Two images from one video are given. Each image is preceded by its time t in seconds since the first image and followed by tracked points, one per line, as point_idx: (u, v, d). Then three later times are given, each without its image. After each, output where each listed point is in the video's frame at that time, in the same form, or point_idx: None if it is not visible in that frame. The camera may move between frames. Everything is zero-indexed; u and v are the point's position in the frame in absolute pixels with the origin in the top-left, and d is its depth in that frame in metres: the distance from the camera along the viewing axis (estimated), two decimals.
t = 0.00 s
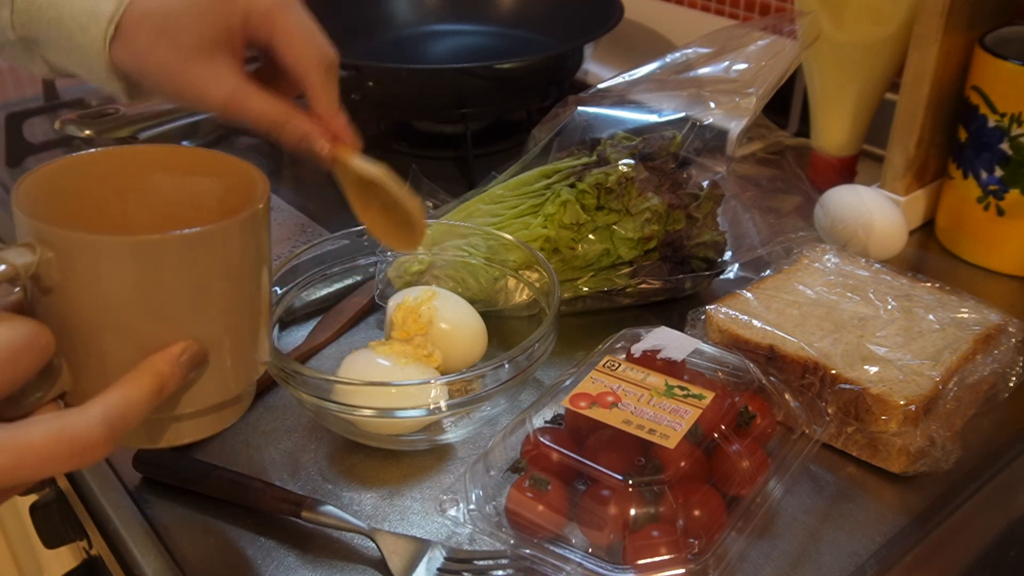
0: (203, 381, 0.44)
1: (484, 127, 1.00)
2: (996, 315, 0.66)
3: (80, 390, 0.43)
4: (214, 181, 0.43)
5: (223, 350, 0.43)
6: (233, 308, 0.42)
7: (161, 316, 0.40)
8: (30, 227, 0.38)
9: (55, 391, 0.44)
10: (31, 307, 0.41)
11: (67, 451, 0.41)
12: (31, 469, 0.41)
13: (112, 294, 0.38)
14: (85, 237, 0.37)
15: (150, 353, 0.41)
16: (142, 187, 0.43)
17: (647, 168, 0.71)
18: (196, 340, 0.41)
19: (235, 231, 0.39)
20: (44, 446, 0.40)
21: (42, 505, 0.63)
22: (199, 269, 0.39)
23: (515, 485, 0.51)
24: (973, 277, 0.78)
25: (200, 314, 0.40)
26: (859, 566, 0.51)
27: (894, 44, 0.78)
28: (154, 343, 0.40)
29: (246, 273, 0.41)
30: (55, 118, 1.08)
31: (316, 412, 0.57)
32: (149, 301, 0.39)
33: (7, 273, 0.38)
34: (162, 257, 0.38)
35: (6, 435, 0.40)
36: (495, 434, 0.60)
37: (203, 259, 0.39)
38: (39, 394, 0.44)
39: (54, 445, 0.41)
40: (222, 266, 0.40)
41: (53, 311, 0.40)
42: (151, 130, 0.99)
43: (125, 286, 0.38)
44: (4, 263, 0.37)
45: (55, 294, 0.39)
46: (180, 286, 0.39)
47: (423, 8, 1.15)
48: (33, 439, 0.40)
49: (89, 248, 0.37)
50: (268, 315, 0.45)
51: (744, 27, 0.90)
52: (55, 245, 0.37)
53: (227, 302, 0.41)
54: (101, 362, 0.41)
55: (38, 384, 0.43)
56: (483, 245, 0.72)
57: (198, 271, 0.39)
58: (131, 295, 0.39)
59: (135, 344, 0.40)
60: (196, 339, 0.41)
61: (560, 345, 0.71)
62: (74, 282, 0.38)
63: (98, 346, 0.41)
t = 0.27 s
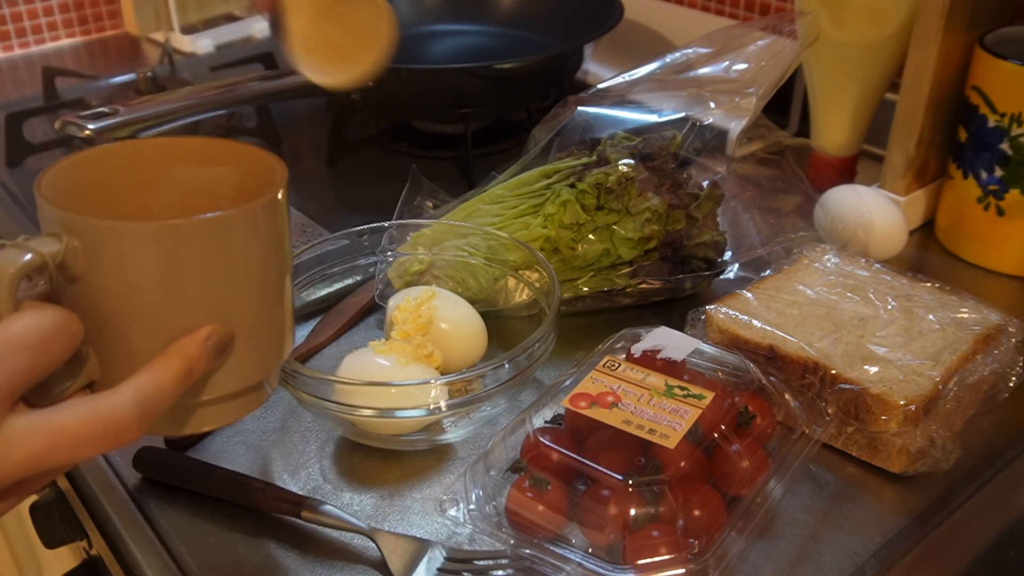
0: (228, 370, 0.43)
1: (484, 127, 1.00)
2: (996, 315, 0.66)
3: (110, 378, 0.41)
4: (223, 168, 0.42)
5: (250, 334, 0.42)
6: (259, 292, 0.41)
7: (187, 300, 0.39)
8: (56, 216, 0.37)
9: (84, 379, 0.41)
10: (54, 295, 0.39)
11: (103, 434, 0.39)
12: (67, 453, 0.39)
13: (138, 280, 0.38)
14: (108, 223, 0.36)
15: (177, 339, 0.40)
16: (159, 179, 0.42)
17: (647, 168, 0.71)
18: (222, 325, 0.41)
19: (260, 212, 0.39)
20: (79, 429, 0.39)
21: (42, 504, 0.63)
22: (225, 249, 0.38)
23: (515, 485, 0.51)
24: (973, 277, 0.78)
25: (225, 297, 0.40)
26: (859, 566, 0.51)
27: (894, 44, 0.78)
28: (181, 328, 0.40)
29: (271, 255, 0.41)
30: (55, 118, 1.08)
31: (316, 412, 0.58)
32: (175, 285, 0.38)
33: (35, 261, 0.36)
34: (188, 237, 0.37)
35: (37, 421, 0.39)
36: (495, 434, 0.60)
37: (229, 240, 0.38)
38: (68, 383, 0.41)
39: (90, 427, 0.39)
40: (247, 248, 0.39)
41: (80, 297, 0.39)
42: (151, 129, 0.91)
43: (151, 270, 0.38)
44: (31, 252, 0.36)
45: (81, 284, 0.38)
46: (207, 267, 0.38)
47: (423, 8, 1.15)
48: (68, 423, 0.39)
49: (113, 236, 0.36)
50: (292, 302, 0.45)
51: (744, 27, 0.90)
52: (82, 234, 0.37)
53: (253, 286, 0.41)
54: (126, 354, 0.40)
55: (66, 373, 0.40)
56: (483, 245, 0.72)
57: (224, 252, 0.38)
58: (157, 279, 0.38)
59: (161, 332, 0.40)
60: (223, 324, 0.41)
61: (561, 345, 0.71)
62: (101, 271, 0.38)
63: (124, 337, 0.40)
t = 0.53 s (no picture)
0: (228, 330, 0.42)
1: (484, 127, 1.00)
2: (996, 315, 0.66)
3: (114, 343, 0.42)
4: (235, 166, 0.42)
5: (249, 292, 0.42)
6: (256, 248, 0.41)
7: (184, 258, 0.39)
8: (52, 180, 0.37)
9: (87, 340, 0.41)
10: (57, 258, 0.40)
11: (104, 386, 0.40)
12: (72, 407, 0.40)
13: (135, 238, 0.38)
14: (103, 183, 0.36)
15: (175, 297, 0.40)
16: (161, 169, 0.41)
17: (647, 168, 0.71)
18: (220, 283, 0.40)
19: (254, 166, 0.39)
20: (81, 384, 0.40)
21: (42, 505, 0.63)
22: (220, 204, 0.38)
23: (515, 485, 0.51)
24: (973, 277, 0.78)
25: (223, 254, 0.40)
26: (859, 566, 0.51)
27: (895, 45, 0.78)
28: (179, 286, 0.39)
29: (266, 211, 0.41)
30: (55, 118, 1.08)
31: (316, 412, 0.58)
32: (172, 243, 0.38)
33: (33, 224, 0.36)
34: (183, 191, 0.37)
35: (39, 378, 0.40)
36: (495, 434, 0.60)
37: (222, 195, 0.38)
38: (72, 346, 0.41)
39: (90, 380, 0.40)
40: (242, 201, 0.39)
41: (77, 261, 0.39)
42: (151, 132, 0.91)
43: (148, 228, 0.37)
44: (29, 215, 0.36)
45: (79, 246, 0.38)
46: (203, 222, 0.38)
47: (423, 8, 1.15)
48: (69, 378, 0.40)
49: (108, 195, 0.36)
50: (290, 257, 0.44)
51: (744, 27, 0.90)
52: (76, 197, 0.37)
53: (250, 242, 0.40)
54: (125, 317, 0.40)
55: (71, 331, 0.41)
56: (483, 245, 0.72)
57: (219, 207, 0.38)
58: (153, 236, 0.38)
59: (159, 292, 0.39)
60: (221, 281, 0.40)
61: (561, 345, 0.71)
62: (99, 234, 0.37)
63: (122, 298, 0.40)
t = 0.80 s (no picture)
0: (224, 336, 0.43)
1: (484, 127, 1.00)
2: (996, 315, 0.66)
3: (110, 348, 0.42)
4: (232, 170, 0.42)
5: (244, 299, 0.42)
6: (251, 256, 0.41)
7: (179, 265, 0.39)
8: (50, 186, 0.37)
9: (82, 346, 0.41)
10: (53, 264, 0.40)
11: (99, 392, 0.40)
12: (65, 412, 0.40)
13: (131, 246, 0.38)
14: (99, 189, 0.36)
15: (171, 303, 0.40)
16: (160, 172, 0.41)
17: (647, 168, 0.71)
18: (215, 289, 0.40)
19: (252, 174, 0.39)
20: (76, 389, 0.40)
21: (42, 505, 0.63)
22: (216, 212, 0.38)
23: (515, 485, 0.51)
24: (973, 277, 0.78)
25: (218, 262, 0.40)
26: (859, 566, 0.51)
27: (895, 45, 0.78)
28: (174, 292, 0.39)
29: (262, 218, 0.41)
30: (55, 118, 1.08)
31: (316, 412, 0.58)
32: (168, 251, 0.38)
33: (29, 229, 0.36)
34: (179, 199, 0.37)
35: (34, 382, 0.40)
36: (495, 434, 0.60)
37: (218, 202, 0.38)
38: (66, 350, 0.41)
39: (85, 386, 0.40)
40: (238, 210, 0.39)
41: (74, 266, 0.39)
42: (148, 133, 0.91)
43: (144, 236, 0.37)
44: (25, 219, 0.36)
45: (76, 251, 0.38)
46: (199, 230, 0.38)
47: (423, 8, 1.15)
48: (63, 382, 0.40)
49: (105, 202, 0.36)
50: (287, 264, 0.44)
51: (744, 27, 0.90)
52: (75, 204, 0.37)
53: (246, 251, 0.40)
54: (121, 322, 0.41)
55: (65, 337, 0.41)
56: (483, 245, 0.72)
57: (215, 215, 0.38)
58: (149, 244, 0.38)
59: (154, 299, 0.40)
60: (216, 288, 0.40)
61: (561, 345, 0.71)
62: (96, 240, 0.38)
63: (118, 303, 0.40)
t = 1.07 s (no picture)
0: (230, 361, 0.42)
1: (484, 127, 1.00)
2: (996, 315, 0.66)
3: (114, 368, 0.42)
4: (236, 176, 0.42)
5: (252, 325, 0.42)
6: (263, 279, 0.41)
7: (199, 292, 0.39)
8: (61, 207, 0.37)
9: (87, 369, 0.41)
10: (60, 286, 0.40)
11: (102, 420, 0.39)
12: (66, 439, 0.40)
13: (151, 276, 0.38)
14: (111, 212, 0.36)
15: (179, 327, 0.40)
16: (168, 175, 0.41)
17: (647, 168, 0.71)
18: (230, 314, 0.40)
19: (264, 200, 0.39)
20: (78, 416, 0.39)
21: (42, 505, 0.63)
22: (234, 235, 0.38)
23: (515, 485, 0.51)
24: (973, 277, 0.78)
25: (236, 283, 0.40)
26: (859, 566, 0.51)
27: (895, 45, 0.78)
28: (183, 316, 0.39)
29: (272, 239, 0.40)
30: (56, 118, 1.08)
31: (316, 412, 0.58)
32: (177, 274, 0.38)
33: (38, 251, 0.36)
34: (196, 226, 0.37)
35: (38, 408, 0.39)
36: (495, 434, 0.60)
37: (230, 229, 0.38)
38: (72, 372, 0.41)
39: (88, 414, 0.39)
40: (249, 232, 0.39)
41: (81, 288, 0.39)
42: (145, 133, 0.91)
43: (154, 254, 0.37)
44: (35, 240, 0.36)
45: (84, 273, 0.38)
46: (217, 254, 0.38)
47: (423, 8, 1.15)
48: (66, 409, 0.39)
49: (116, 226, 0.36)
50: (294, 294, 0.44)
51: (744, 27, 0.90)
52: (84, 225, 0.37)
53: (255, 276, 0.40)
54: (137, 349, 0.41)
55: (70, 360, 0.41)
56: (484, 245, 0.72)
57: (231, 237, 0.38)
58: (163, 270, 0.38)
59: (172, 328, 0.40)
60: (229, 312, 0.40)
61: (560, 345, 0.71)
62: (105, 260, 0.37)
63: (125, 326, 0.40)
